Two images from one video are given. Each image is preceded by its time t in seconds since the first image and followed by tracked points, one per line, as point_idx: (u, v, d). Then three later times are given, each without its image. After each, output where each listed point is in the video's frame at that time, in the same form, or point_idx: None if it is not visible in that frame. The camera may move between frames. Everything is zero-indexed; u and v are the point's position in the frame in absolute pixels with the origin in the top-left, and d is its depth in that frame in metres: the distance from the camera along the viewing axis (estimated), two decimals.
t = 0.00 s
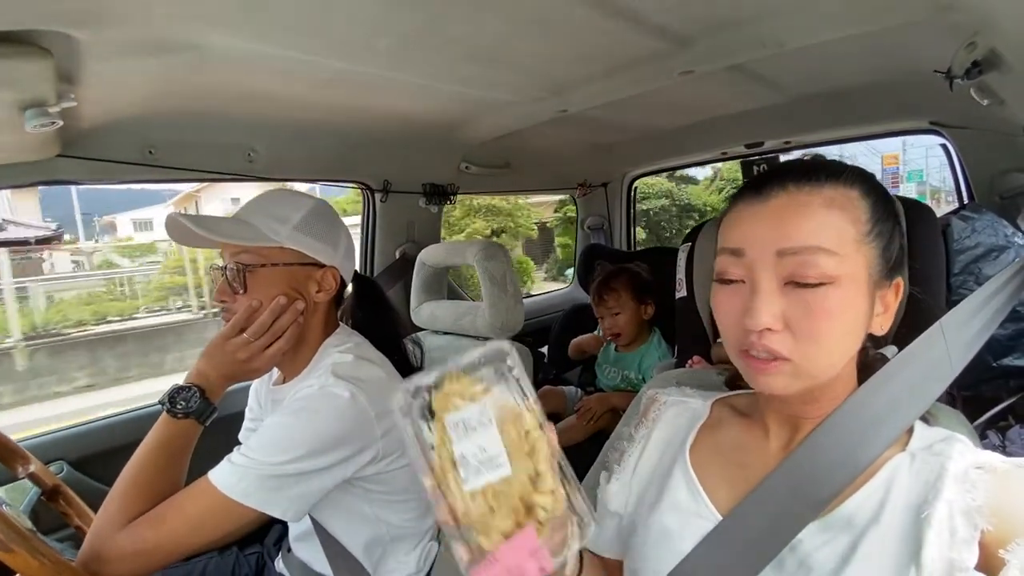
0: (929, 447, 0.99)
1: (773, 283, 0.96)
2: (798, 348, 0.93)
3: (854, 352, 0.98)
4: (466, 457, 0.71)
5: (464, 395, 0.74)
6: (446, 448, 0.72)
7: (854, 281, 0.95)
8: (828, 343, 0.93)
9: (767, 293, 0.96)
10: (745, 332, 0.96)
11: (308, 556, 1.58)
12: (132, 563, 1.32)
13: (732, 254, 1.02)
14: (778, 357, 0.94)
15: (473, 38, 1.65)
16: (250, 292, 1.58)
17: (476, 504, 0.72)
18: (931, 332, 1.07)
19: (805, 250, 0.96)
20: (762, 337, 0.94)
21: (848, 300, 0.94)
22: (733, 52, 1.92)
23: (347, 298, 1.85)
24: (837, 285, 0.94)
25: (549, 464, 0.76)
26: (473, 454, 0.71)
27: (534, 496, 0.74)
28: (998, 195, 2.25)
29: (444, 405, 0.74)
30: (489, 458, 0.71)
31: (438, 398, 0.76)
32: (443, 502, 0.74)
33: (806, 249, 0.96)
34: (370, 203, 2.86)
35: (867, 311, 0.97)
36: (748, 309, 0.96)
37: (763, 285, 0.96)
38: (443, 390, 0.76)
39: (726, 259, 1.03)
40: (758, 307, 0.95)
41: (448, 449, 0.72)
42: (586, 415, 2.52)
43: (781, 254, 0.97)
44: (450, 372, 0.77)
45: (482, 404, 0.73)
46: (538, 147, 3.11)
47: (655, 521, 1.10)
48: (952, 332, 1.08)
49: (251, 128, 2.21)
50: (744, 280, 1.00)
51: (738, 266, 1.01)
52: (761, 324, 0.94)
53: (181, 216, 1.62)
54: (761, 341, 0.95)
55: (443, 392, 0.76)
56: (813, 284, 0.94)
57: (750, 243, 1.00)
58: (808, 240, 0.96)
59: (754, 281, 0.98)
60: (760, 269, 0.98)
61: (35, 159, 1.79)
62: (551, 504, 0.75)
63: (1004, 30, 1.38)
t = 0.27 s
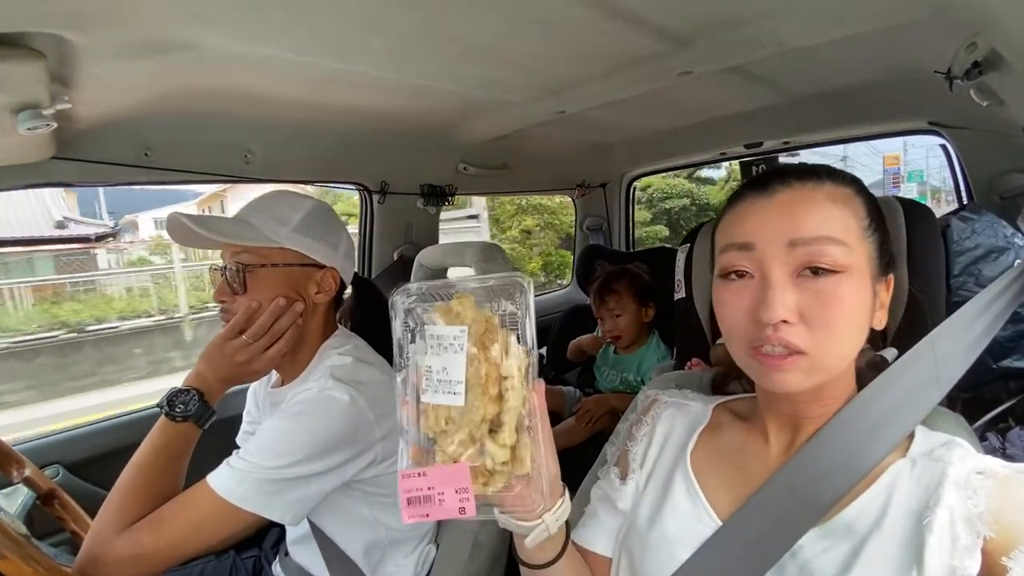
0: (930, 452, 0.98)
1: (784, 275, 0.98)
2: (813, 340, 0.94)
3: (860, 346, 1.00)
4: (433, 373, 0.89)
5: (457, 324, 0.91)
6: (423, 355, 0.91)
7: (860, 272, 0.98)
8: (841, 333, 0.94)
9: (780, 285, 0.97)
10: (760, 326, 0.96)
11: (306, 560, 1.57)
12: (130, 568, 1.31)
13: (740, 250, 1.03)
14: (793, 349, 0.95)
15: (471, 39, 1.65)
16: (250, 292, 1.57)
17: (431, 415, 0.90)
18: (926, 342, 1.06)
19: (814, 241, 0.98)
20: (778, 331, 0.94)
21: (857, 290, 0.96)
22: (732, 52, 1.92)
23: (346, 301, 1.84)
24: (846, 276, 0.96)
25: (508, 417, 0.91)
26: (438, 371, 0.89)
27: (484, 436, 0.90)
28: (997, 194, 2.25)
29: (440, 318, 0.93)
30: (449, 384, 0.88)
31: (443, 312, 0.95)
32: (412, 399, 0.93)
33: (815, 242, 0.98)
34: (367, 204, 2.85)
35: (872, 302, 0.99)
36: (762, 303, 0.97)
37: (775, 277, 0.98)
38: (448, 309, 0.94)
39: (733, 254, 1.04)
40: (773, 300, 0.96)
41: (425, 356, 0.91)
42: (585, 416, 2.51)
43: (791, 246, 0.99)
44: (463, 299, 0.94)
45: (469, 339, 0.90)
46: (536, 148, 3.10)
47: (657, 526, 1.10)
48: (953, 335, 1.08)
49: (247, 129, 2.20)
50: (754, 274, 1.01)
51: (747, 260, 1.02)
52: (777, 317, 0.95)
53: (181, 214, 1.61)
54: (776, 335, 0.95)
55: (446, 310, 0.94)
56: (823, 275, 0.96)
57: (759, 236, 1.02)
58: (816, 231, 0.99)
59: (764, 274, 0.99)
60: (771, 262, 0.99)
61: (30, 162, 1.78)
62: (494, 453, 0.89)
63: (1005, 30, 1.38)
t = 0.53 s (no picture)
0: (929, 446, 0.99)
1: (779, 272, 0.98)
2: (810, 336, 0.95)
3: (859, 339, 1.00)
4: (438, 363, 0.90)
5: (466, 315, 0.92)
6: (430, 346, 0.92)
7: (856, 267, 0.98)
8: (838, 329, 0.95)
9: (775, 283, 0.98)
10: (757, 324, 0.97)
11: (306, 557, 1.58)
12: (122, 566, 1.33)
13: (734, 248, 1.04)
14: (791, 346, 0.95)
15: (471, 36, 1.65)
16: (245, 291, 1.57)
17: (437, 406, 0.91)
18: (923, 338, 1.06)
19: (809, 239, 0.98)
20: (774, 329, 0.95)
21: (853, 286, 0.96)
22: (732, 49, 1.92)
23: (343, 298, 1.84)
24: (842, 273, 0.96)
25: (513, 412, 0.92)
26: (443, 362, 0.90)
27: (489, 430, 0.91)
28: (996, 192, 2.25)
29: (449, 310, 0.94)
30: (455, 375, 0.89)
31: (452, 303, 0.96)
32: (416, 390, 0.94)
33: (809, 239, 0.98)
34: (366, 200, 2.87)
35: (868, 297, 0.99)
36: (758, 301, 0.98)
37: (770, 275, 0.98)
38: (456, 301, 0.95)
39: (728, 253, 1.05)
40: (768, 299, 0.96)
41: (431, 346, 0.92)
42: (584, 414, 2.52)
43: (786, 244, 0.99)
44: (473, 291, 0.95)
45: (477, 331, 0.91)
46: (535, 146, 3.11)
47: (656, 522, 1.10)
48: (949, 330, 1.08)
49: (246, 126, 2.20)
50: (749, 273, 1.01)
51: (742, 258, 1.02)
52: (773, 315, 0.95)
53: (178, 212, 1.62)
54: (773, 332, 0.96)
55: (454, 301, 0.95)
56: (818, 272, 0.96)
57: (753, 234, 1.02)
58: (810, 228, 0.99)
59: (760, 272, 1.00)
60: (766, 260, 1.00)
61: (30, 159, 1.79)
62: (499, 447, 0.90)
63: (1004, 27, 1.38)
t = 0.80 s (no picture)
0: (927, 446, 0.99)
1: (777, 275, 0.99)
2: (809, 339, 0.95)
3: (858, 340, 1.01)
4: (451, 356, 0.90)
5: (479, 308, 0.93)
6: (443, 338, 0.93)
7: (855, 270, 0.98)
8: (837, 331, 0.95)
9: (774, 286, 0.98)
10: (756, 328, 0.98)
11: (305, 555, 1.58)
12: (111, 562, 1.29)
13: (733, 251, 1.04)
14: (790, 348, 0.96)
15: (472, 35, 1.65)
16: (239, 289, 1.57)
17: (449, 399, 0.91)
18: (923, 337, 1.07)
19: (807, 242, 0.98)
20: (773, 332, 0.96)
21: (852, 289, 0.97)
22: (731, 49, 1.92)
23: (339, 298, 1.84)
24: (841, 276, 0.96)
25: (524, 404, 0.92)
26: (455, 355, 0.90)
27: (499, 422, 0.91)
28: (994, 192, 2.25)
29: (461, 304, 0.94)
30: (467, 367, 0.89)
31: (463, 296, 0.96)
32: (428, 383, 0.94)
33: (807, 242, 0.98)
34: (365, 200, 2.93)
35: (867, 298, 1.00)
36: (756, 304, 0.98)
37: (768, 279, 0.99)
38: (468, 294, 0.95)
39: (727, 255, 1.05)
40: (767, 302, 0.97)
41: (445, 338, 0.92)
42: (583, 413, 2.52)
43: (784, 247, 0.99)
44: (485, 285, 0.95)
45: (490, 325, 0.91)
46: (534, 145, 3.11)
47: (655, 521, 1.10)
48: (947, 330, 1.09)
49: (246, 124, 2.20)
50: (748, 276, 1.01)
51: (740, 261, 1.03)
52: (771, 319, 0.96)
53: (173, 210, 1.62)
54: (772, 335, 0.96)
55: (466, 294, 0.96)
56: (817, 275, 0.96)
57: (752, 237, 1.03)
58: (809, 231, 0.99)
59: (759, 275, 1.00)
60: (765, 263, 1.00)
61: (29, 156, 1.78)
62: (509, 439, 0.91)
63: (1003, 29, 1.39)
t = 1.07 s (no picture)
0: (926, 444, 0.99)
1: (775, 275, 0.99)
2: (805, 338, 0.95)
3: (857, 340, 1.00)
4: (452, 357, 0.91)
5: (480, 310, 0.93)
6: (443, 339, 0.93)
7: (855, 270, 0.98)
8: (834, 331, 0.95)
9: (771, 285, 0.98)
10: (753, 327, 0.98)
11: (304, 552, 1.58)
12: (116, 557, 1.29)
13: (732, 250, 1.04)
14: (786, 347, 0.96)
15: (473, 33, 1.65)
16: (239, 285, 1.57)
17: (450, 399, 0.91)
18: (922, 336, 1.07)
19: (805, 242, 0.98)
20: (769, 331, 0.96)
21: (851, 289, 0.96)
22: (732, 48, 1.93)
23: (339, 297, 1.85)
24: (840, 276, 0.96)
25: (525, 404, 0.93)
26: (456, 356, 0.90)
27: (500, 421, 0.92)
28: (993, 192, 2.24)
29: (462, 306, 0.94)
30: (468, 367, 0.90)
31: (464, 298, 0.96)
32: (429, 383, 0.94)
33: (806, 242, 0.98)
34: (366, 197, 2.91)
35: (867, 299, 0.99)
36: (753, 303, 0.98)
37: (766, 278, 0.99)
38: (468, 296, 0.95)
39: (726, 255, 1.05)
40: (763, 301, 0.97)
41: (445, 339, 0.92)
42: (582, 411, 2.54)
43: (782, 247, 0.99)
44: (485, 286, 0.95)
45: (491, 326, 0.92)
46: (534, 144, 3.11)
47: (654, 519, 1.11)
48: (943, 330, 1.09)
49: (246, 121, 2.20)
50: (746, 276, 1.02)
51: (738, 261, 1.03)
52: (767, 318, 0.96)
53: (174, 206, 1.63)
54: (769, 334, 0.97)
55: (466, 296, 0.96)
56: (814, 275, 0.96)
57: (750, 237, 1.03)
58: (807, 231, 0.99)
59: (756, 275, 1.00)
60: (763, 263, 1.00)
61: (30, 152, 1.79)
62: (510, 438, 0.92)
63: (1003, 29, 1.39)
